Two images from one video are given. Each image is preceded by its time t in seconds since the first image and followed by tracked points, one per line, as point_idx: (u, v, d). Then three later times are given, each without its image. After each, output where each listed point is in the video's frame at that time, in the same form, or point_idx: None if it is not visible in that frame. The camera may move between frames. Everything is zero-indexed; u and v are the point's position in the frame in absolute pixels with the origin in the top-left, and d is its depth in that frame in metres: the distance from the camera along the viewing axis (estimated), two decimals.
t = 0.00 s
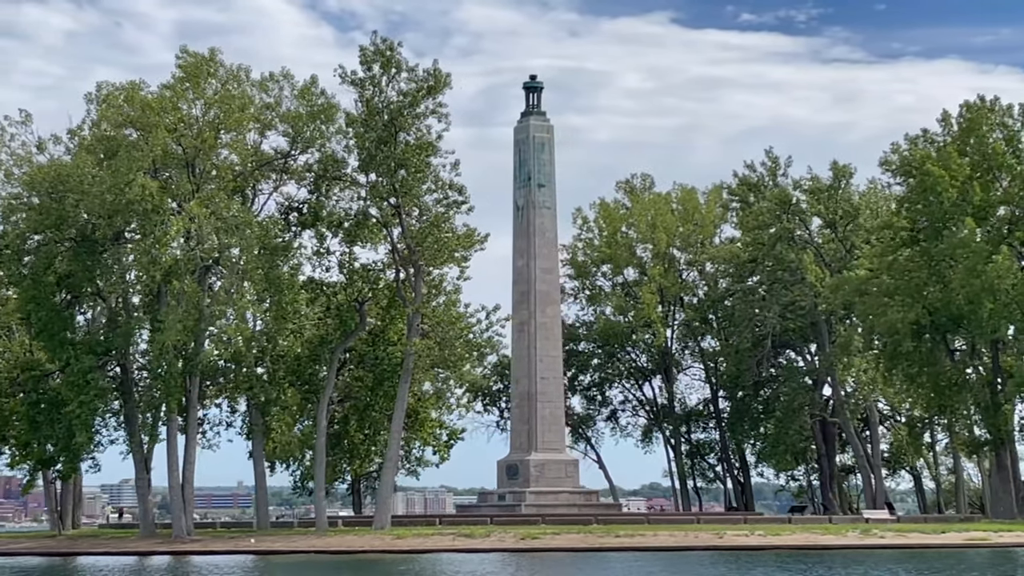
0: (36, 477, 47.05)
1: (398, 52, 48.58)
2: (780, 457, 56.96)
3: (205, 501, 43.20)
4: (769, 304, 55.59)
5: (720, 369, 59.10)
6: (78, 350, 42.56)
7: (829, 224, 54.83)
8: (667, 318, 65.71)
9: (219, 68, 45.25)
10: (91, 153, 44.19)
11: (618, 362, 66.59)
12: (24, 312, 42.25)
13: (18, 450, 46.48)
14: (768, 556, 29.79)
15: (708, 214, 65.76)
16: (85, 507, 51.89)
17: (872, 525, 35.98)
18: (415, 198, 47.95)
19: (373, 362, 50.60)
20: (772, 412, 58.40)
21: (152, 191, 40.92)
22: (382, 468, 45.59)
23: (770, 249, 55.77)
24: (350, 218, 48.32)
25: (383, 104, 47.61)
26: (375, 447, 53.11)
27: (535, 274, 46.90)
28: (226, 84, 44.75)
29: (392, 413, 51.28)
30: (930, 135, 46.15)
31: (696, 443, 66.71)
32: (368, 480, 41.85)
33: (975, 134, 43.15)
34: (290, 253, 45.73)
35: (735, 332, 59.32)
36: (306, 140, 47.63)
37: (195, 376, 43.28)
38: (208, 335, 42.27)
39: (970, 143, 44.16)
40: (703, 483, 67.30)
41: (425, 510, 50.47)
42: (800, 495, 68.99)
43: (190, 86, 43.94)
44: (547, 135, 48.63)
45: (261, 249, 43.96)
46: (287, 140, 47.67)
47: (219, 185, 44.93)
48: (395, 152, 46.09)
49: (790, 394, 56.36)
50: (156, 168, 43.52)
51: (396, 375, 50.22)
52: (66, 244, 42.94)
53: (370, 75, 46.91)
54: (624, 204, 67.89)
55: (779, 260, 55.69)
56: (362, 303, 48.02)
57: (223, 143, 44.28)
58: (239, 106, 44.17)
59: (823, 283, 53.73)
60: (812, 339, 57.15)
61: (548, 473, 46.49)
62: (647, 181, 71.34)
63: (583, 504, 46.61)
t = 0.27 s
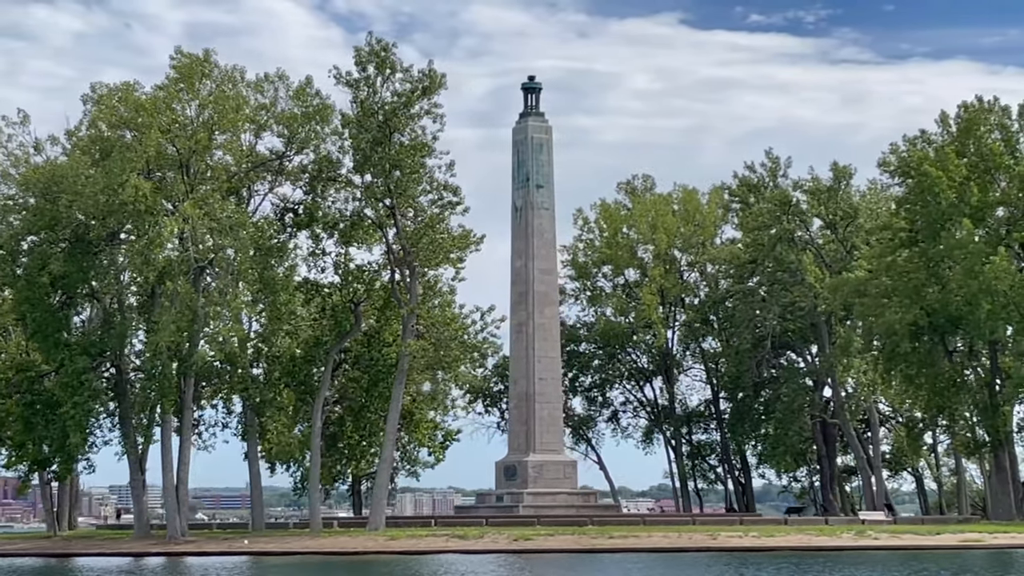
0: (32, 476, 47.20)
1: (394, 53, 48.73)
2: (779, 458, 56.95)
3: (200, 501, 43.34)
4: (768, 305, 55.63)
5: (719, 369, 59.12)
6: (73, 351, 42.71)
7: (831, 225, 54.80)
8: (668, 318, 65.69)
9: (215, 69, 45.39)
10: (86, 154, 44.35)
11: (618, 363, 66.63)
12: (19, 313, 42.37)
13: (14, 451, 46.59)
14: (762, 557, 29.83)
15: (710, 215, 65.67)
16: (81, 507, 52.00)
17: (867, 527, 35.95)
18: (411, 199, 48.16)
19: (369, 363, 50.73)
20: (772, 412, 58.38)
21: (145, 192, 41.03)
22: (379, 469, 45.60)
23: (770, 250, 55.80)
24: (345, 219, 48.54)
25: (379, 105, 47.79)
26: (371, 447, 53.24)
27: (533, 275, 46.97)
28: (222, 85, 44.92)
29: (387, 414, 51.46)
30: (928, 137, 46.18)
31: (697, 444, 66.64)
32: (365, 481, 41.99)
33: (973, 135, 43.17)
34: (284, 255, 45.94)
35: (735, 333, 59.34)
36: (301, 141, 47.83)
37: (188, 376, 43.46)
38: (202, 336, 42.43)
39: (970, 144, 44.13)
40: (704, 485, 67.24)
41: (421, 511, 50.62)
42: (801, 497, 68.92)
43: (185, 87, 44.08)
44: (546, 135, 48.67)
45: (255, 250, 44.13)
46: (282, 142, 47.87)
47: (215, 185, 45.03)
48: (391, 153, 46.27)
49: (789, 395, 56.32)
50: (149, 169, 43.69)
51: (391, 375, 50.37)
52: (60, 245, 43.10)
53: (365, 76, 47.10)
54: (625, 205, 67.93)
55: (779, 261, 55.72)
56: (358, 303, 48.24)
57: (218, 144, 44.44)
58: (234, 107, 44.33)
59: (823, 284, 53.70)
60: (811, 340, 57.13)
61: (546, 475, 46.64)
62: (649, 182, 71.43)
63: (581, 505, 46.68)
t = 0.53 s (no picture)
0: (28, 477, 47.29)
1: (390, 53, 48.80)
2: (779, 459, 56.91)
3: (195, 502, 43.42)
4: (768, 305, 55.63)
5: (720, 370, 59.11)
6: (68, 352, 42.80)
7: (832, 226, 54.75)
8: (669, 319, 65.69)
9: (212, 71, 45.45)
10: (81, 155, 44.44)
11: (618, 364, 66.58)
12: (15, 314, 42.45)
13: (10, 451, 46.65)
14: (757, 556, 29.78)
15: (712, 216, 65.57)
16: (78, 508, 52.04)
17: (864, 528, 35.89)
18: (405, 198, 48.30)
19: (364, 364, 50.79)
20: (772, 413, 58.32)
21: (139, 193, 41.07)
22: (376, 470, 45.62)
23: (770, 250, 55.79)
24: (340, 219, 48.69)
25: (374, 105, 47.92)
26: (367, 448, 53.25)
27: (532, 276, 46.99)
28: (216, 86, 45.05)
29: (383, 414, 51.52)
30: (927, 137, 46.15)
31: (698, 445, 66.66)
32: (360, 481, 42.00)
33: (971, 135, 43.14)
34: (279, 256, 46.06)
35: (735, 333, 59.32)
36: (295, 141, 47.96)
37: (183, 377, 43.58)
38: (196, 337, 42.53)
39: (967, 144, 44.06)
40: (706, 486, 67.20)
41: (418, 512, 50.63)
42: (802, 497, 68.89)
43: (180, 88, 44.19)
44: (544, 136, 48.64)
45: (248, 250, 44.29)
46: (277, 142, 48.01)
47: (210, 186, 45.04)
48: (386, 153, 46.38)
49: (790, 395, 56.27)
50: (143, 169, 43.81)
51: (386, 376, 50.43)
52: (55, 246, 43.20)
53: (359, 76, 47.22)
54: (626, 206, 67.90)
55: (780, 261, 55.71)
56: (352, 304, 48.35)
57: (212, 145, 44.54)
58: (228, 108, 44.44)
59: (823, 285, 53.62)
60: (812, 340, 57.12)
61: (544, 475, 46.66)
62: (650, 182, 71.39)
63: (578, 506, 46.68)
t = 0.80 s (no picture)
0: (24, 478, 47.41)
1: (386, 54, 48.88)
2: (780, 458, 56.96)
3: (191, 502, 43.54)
4: (768, 305, 55.67)
5: (720, 370, 59.14)
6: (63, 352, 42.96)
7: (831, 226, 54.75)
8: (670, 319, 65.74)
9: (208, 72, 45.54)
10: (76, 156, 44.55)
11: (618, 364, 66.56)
12: (11, 316, 42.57)
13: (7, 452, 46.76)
14: (752, 556, 29.77)
15: (712, 216, 65.58)
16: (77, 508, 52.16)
17: (860, 528, 35.88)
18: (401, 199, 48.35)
19: (361, 364, 50.88)
20: (772, 413, 58.32)
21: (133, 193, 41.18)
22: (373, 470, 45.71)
23: (770, 250, 55.82)
24: (336, 220, 48.72)
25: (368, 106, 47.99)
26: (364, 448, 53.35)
27: (532, 276, 47.09)
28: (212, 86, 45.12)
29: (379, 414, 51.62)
30: (924, 137, 46.15)
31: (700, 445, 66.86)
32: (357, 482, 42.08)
33: (969, 135, 43.16)
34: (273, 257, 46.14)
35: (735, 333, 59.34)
36: (289, 142, 48.05)
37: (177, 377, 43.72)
38: (191, 337, 42.69)
39: (965, 143, 44.03)
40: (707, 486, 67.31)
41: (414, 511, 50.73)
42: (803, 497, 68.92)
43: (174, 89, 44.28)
44: (542, 136, 48.71)
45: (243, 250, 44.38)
46: (273, 143, 48.09)
47: (206, 186, 45.14)
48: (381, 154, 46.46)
49: (790, 395, 56.28)
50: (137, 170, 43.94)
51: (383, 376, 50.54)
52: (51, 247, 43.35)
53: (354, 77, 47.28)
54: (628, 206, 67.89)
55: (780, 261, 55.73)
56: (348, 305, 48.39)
57: (208, 146, 44.65)
58: (223, 109, 44.55)
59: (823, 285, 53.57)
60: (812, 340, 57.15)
61: (543, 475, 46.79)
62: (651, 182, 71.40)
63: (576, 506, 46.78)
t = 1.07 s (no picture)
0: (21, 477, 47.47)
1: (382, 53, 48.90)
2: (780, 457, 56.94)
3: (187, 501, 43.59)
4: (767, 304, 55.64)
5: (720, 368, 59.11)
6: (58, 352, 43.03)
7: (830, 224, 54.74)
8: (671, 319, 65.74)
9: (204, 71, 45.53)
10: (71, 156, 44.58)
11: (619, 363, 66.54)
12: (6, 316, 42.59)
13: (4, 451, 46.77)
14: (748, 556, 29.71)
15: (712, 214, 65.59)
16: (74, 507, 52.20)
17: (855, 527, 35.84)
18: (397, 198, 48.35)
19: (359, 363, 50.91)
20: (772, 412, 58.33)
21: (127, 193, 41.20)
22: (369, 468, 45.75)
23: (768, 249, 55.79)
24: (332, 220, 48.72)
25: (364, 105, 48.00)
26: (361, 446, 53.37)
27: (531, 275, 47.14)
28: (208, 85, 45.13)
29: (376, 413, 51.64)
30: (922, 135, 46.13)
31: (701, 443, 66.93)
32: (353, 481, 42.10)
33: (967, 134, 43.12)
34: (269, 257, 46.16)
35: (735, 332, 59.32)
36: (285, 141, 48.08)
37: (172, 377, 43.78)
38: (186, 337, 42.75)
39: (963, 142, 43.99)
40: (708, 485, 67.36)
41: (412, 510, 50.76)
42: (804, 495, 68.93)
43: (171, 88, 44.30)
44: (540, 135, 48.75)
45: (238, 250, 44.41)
46: (269, 143, 48.12)
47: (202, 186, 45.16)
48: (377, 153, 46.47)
49: (790, 395, 56.30)
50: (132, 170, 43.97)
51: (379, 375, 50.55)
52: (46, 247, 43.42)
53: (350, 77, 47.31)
54: (628, 205, 67.87)
55: (780, 260, 55.74)
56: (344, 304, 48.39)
57: (204, 145, 44.67)
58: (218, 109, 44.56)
59: (823, 283, 53.54)
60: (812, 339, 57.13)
61: (541, 474, 46.84)
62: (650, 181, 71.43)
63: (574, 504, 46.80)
